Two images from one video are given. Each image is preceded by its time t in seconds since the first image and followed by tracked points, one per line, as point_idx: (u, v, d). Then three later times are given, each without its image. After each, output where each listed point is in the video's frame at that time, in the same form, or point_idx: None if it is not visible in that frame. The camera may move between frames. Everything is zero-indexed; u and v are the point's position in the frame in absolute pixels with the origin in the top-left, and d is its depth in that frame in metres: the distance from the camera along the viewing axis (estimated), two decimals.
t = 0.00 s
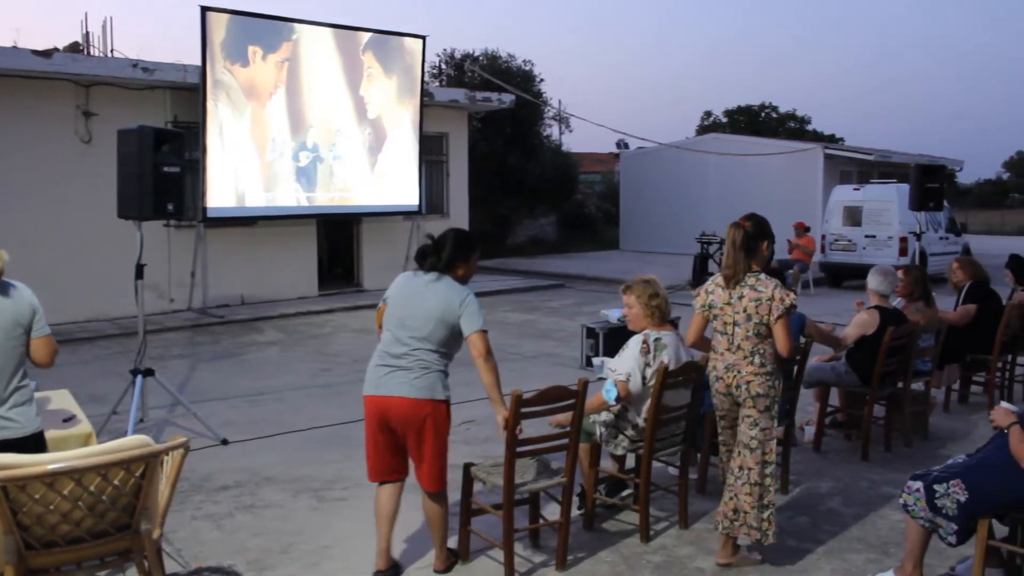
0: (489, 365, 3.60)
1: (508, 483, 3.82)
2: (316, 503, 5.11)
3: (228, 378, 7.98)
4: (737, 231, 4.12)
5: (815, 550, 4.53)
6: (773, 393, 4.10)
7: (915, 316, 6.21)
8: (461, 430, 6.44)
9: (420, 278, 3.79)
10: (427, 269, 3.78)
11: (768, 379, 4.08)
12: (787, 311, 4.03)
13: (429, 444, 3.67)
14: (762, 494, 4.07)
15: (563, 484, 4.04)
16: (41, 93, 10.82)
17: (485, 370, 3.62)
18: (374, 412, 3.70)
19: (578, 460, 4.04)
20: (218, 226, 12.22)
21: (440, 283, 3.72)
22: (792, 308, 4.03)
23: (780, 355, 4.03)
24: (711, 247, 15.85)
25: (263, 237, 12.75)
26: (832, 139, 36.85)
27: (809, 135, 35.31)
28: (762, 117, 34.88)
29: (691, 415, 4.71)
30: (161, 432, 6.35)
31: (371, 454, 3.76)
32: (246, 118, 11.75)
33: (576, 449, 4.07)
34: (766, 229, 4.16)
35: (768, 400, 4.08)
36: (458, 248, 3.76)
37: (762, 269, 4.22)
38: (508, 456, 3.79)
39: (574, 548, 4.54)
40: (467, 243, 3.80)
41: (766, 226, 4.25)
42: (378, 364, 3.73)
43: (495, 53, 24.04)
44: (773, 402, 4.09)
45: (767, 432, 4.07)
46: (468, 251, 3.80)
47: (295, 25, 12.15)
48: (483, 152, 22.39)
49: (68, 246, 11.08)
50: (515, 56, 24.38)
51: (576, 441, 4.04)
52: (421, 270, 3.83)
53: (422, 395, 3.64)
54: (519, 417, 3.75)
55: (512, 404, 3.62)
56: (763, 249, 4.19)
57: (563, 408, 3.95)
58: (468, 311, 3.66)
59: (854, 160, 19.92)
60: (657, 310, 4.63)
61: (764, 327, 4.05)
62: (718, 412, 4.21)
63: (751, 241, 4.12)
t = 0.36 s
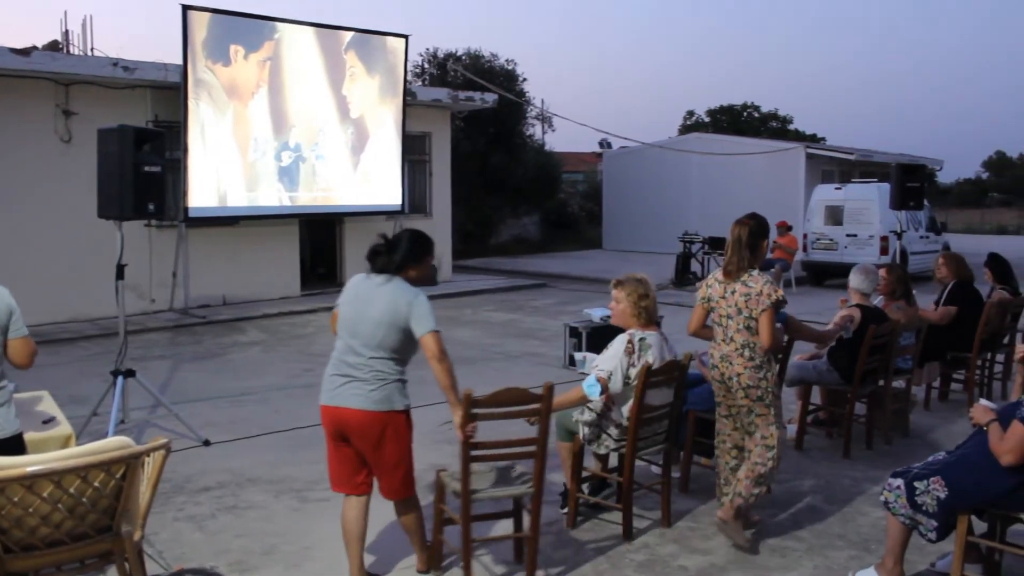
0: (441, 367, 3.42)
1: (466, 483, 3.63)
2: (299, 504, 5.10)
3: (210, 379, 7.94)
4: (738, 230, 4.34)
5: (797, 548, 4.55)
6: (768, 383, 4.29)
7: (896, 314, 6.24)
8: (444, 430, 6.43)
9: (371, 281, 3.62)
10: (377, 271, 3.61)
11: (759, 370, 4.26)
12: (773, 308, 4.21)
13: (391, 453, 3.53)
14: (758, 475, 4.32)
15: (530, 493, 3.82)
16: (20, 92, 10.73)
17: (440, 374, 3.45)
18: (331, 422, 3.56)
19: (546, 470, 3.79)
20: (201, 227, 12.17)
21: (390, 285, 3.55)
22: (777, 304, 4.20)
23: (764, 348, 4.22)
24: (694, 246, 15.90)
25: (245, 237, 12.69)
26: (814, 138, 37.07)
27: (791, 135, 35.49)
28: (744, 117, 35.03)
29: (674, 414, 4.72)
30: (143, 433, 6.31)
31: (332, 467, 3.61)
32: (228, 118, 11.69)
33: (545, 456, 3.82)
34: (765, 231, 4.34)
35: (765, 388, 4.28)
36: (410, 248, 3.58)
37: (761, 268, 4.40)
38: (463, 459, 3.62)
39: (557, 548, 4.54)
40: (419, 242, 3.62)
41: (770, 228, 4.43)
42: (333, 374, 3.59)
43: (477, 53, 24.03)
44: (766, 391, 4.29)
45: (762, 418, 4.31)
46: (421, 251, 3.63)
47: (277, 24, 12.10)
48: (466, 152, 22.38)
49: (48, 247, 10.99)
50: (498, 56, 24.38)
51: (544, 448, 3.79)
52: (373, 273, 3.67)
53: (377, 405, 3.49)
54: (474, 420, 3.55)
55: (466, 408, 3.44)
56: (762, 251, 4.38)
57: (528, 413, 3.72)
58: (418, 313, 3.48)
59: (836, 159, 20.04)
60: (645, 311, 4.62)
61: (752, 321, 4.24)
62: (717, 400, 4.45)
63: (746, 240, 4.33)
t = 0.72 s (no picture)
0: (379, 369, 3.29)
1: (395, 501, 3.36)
2: (282, 504, 5.08)
3: (192, 379, 7.90)
4: (731, 225, 4.36)
5: (779, 545, 4.57)
6: (758, 375, 4.30)
7: (877, 313, 6.29)
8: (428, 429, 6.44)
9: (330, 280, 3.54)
10: (336, 270, 3.52)
11: (747, 363, 4.28)
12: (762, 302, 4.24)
13: (351, 461, 3.42)
14: (761, 464, 4.36)
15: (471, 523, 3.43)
16: None
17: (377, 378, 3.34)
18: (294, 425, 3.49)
19: (486, 494, 3.41)
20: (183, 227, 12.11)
21: (343, 285, 3.45)
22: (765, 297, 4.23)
23: (751, 341, 4.25)
24: (677, 246, 15.95)
25: (228, 236, 12.64)
26: (795, 138, 37.28)
27: (773, 135, 35.67)
28: (726, 117, 35.19)
29: (656, 413, 4.74)
30: (124, 434, 6.28)
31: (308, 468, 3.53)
32: (210, 118, 11.63)
33: (487, 478, 3.44)
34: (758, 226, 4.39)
35: (755, 381, 4.30)
36: (367, 245, 3.47)
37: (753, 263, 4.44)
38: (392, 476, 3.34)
39: (540, 547, 4.55)
40: (379, 238, 3.50)
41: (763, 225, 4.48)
42: (293, 374, 3.53)
43: (460, 52, 24.02)
44: (755, 384, 4.30)
45: (751, 412, 4.31)
46: (382, 249, 3.51)
47: (259, 23, 12.05)
48: (449, 151, 22.38)
49: (28, 247, 10.91)
50: (481, 56, 24.37)
51: (485, 471, 3.42)
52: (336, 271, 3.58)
53: (329, 408, 3.40)
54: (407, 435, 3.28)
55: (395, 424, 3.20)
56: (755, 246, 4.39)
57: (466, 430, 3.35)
58: (365, 314, 3.37)
59: (817, 159, 20.15)
60: (633, 311, 4.61)
61: (740, 314, 4.27)
62: (705, 395, 4.45)
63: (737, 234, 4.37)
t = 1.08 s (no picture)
0: (342, 388, 3.20)
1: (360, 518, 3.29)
2: (266, 506, 5.06)
3: (175, 380, 7.86)
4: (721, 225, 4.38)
5: (763, 544, 4.59)
6: (750, 372, 4.33)
7: (860, 312, 6.32)
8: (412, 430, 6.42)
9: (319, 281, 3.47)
10: (323, 273, 3.44)
11: (739, 361, 4.31)
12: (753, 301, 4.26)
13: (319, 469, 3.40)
14: (741, 464, 4.39)
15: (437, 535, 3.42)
16: None
17: (341, 394, 3.23)
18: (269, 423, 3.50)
19: (453, 508, 3.41)
20: (165, 227, 12.04)
21: (324, 290, 3.37)
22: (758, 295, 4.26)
23: (744, 338, 4.27)
24: (661, 245, 15.99)
25: (211, 236, 12.58)
26: (778, 138, 37.46)
27: (756, 135, 35.81)
28: (709, 117, 35.30)
29: (641, 413, 4.75)
30: (106, 436, 6.24)
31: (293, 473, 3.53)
32: (192, 117, 11.56)
33: (453, 492, 3.43)
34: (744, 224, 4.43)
35: (747, 379, 4.33)
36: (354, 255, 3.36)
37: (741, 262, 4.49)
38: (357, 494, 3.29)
39: (525, 546, 4.55)
40: (369, 248, 3.38)
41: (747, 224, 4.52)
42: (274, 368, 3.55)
43: (444, 52, 23.98)
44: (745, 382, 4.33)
45: (741, 410, 4.33)
46: (372, 260, 3.39)
47: (242, 22, 11.98)
48: (433, 151, 22.35)
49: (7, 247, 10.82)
50: (465, 55, 24.34)
51: (451, 484, 3.41)
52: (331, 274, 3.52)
53: (291, 407, 3.39)
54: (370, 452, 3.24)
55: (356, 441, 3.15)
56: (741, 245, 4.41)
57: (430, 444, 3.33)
58: (332, 327, 3.28)
59: (800, 159, 20.24)
60: (616, 311, 4.62)
61: (732, 313, 4.29)
62: (695, 394, 4.45)
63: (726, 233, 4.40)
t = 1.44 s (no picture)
0: (325, 394, 3.21)
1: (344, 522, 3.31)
2: (252, 507, 5.04)
3: (161, 381, 7.83)
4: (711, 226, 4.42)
5: (749, 543, 4.60)
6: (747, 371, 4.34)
7: (846, 311, 6.35)
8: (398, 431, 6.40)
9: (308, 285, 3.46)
10: (312, 276, 3.44)
11: (734, 360, 4.31)
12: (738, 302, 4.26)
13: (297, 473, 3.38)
14: (753, 457, 4.41)
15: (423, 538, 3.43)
16: None
17: (324, 400, 3.23)
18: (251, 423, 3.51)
19: (438, 511, 3.43)
20: (151, 227, 11.99)
21: (310, 295, 3.36)
22: (744, 298, 4.26)
23: (733, 339, 4.28)
24: (648, 245, 16.01)
25: (197, 237, 12.54)
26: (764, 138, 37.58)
27: (742, 134, 35.91)
28: (696, 116, 35.40)
29: (628, 412, 4.75)
30: (91, 437, 6.21)
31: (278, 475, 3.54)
32: (177, 117, 11.51)
33: (438, 496, 3.45)
34: (747, 225, 4.36)
35: (745, 377, 4.34)
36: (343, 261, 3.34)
37: (744, 263, 4.45)
38: (341, 497, 3.31)
39: (512, 546, 4.55)
40: (359, 256, 3.36)
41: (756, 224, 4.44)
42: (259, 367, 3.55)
43: (431, 51, 23.96)
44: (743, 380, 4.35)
45: (743, 406, 4.36)
46: (362, 267, 3.37)
47: (228, 21, 11.93)
48: (420, 150, 22.33)
49: None
50: (452, 55, 24.32)
51: (437, 489, 3.43)
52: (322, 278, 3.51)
53: (268, 406, 3.38)
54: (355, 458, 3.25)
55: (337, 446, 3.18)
56: (738, 245, 4.37)
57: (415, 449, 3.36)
58: (315, 331, 3.28)
59: (786, 159, 20.30)
60: (603, 311, 4.63)
61: (723, 313, 4.31)
62: (695, 392, 4.48)
63: (726, 233, 4.39)
